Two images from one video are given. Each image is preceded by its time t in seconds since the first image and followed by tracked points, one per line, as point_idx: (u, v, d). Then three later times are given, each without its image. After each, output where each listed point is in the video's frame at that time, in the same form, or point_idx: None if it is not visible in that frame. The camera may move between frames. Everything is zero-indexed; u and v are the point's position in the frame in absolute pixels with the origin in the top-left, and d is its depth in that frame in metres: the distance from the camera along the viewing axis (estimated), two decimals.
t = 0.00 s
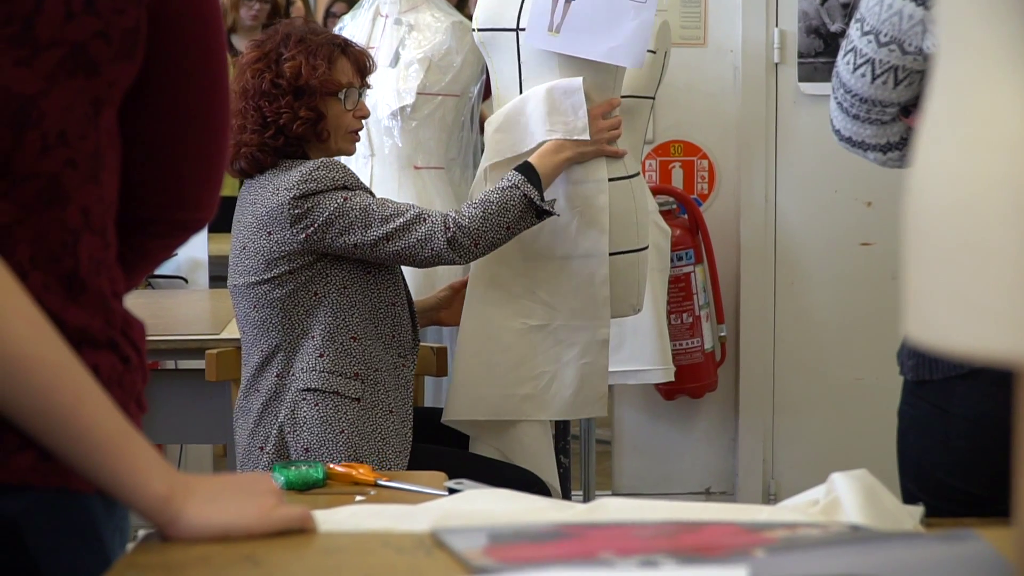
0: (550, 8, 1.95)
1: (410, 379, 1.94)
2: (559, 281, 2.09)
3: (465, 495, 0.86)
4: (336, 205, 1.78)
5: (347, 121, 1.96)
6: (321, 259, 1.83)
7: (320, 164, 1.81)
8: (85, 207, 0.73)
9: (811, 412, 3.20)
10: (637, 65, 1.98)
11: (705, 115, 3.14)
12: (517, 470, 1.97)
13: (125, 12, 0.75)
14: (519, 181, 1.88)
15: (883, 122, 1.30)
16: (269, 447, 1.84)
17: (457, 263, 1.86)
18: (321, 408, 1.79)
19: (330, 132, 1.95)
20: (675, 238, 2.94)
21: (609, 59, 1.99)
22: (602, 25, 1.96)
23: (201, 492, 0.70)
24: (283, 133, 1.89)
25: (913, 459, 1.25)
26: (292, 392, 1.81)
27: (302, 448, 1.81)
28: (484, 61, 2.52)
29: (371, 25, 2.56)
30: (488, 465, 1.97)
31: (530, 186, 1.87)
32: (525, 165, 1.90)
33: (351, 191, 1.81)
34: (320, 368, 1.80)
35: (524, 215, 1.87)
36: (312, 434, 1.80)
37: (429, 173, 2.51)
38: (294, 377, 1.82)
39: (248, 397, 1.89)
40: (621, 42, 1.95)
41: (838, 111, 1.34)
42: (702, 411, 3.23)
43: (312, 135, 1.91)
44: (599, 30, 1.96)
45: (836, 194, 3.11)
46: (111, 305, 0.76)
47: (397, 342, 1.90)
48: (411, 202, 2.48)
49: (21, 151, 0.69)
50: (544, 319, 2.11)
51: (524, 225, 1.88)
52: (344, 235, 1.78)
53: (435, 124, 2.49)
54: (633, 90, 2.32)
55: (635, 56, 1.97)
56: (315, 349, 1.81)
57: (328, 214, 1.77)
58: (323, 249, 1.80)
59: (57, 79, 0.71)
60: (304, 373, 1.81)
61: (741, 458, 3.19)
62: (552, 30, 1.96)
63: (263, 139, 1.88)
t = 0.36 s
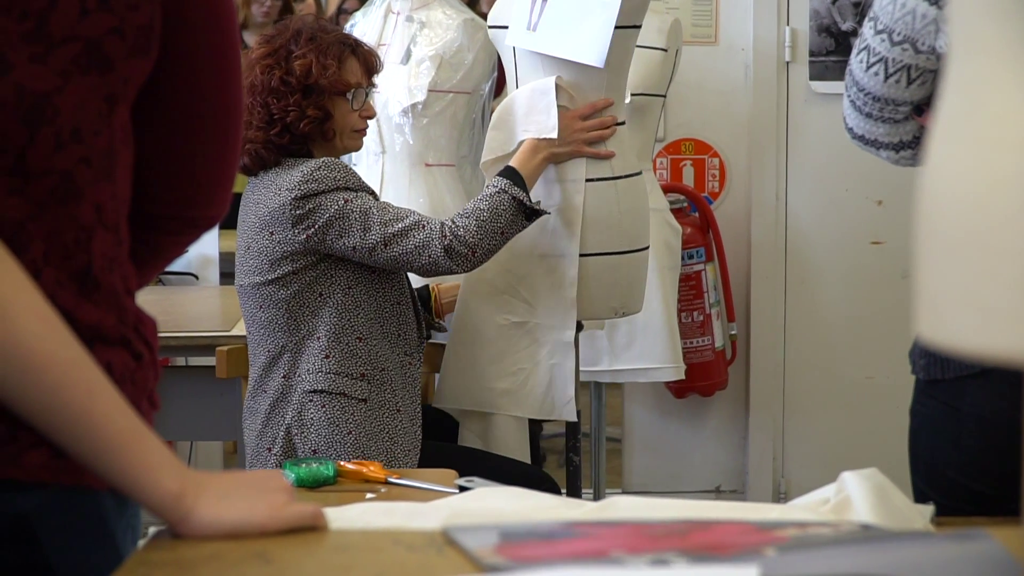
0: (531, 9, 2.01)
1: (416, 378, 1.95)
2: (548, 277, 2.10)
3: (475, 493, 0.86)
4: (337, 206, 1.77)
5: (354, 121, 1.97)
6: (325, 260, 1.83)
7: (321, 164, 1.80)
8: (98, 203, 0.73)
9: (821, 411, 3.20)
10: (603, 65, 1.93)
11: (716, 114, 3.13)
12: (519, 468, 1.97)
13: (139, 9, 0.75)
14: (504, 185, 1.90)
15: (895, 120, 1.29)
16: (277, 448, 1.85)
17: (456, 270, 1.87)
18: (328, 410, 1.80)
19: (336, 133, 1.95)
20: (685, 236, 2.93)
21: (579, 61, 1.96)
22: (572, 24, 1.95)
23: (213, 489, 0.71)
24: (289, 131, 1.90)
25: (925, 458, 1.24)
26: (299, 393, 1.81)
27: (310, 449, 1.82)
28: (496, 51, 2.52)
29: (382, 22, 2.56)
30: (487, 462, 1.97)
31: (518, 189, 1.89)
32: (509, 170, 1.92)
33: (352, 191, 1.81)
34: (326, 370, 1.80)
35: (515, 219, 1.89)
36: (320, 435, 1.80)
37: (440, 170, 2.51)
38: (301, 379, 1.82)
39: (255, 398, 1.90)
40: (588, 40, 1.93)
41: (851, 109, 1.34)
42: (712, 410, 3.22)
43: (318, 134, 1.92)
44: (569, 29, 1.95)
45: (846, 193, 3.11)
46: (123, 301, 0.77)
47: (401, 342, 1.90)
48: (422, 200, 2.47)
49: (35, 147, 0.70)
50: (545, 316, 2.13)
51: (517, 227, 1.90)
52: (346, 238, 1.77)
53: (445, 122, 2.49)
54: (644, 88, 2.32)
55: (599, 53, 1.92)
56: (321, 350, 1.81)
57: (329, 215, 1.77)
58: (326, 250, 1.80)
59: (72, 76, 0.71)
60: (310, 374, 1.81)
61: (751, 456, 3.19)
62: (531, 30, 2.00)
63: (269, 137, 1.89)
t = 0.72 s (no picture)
0: (536, 7, 2.01)
1: (418, 387, 1.95)
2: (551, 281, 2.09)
3: (480, 493, 0.86)
4: (334, 221, 1.76)
5: (356, 121, 1.98)
6: (324, 272, 1.82)
7: (319, 176, 1.78)
8: (104, 204, 0.74)
9: (827, 412, 3.20)
10: (608, 64, 1.92)
11: (722, 114, 3.13)
12: (521, 467, 1.97)
13: (145, 10, 0.75)
14: (503, 206, 1.87)
15: (904, 121, 1.29)
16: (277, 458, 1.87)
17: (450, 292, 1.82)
18: (328, 423, 1.81)
19: (340, 134, 1.96)
20: (691, 237, 2.93)
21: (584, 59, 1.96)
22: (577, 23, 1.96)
23: (218, 489, 0.71)
24: (294, 135, 1.90)
25: (931, 458, 1.24)
26: (298, 405, 1.82)
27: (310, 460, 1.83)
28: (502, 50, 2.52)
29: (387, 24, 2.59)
30: (488, 462, 1.97)
31: (514, 211, 1.85)
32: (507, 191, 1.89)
33: (349, 205, 1.79)
34: (325, 383, 1.81)
35: (512, 240, 1.85)
36: (320, 448, 1.81)
37: (446, 171, 2.51)
38: (300, 391, 1.83)
39: (257, 406, 1.91)
40: (592, 38, 1.93)
41: (859, 109, 1.34)
42: (718, 410, 3.22)
43: (323, 137, 1.93)
44: (573, 28, 1.95)
45: (852, 193, 3.10)
46: (128, 302, 0.77)
47: (400, 353, 1.90)
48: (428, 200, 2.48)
49: (41, 149, 0.70)
50: (547, 321, 2.11)
51: (512, 249, 1.86)
52: (343, 254, 1.76)
53: (451, 123, 2.49)
54: (649, 90, 2.32)
55: (602, 51, 1.91)
56: (320, 363, 1.81)
57: (326, 230, 1.76)
58: (324, 263, 1.79)
59: (78, 76, 0.71)
60: (310, 387, 1.81)
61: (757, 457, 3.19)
62: (534, 27, 2.01)
63: (276, 143, 1.89)
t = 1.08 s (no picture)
0: (543, 12, 2.00)
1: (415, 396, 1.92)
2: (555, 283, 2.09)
3: (484, 496, 0.86)
4: (319, 236, 1.72)
5: (343, 130, 1.93)
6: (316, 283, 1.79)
7: (310, 186, 1.74)
8: (109, 207, 0.74)
9: (829, 415, 3.20)
10: (620, 71, 1.93)
11: (725, 117, 3.13)
12: (526, 471, 1.97)
13: (152, 13, 0.75)
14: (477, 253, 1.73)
15: (912, 122, 1.29)
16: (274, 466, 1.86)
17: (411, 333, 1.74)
18: (319, 437, 1.78)
19: (325, 143, 1.93)
20: (694, 240, 2.93)
21: (594, 66, 1.97)
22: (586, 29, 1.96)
23: (223, 491, 0.71)
24: (273, 145, 1.89)
25: (936, 462, 1.24)
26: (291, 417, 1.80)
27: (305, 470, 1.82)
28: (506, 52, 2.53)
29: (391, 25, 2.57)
30: (493, 466, 1.96)
31: (486, 259, 1.72)
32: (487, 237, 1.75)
33: (338, 219, 1.74)
34: (318, 396, 1.79)
35: (478, 290, 1.71)
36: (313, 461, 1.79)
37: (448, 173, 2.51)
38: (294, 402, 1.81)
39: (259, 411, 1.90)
40: (603, 44, 1.94)
41: (866, 110, 1.34)
42: (720, 413, 3.22)
43: (304, 146, 1.90)
44: (583, 34, 1.96)
45: (854, 197, 3.10)
46: (131, 304, 0.77)
47: (394, 367, 1.86)
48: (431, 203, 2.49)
49: (47, 152, 0.70)
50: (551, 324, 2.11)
51: (481, 296, 1.73)
52: (325, 272, 1.72)
53: (454, 125, 2.49)
54: (652, 92, 2.33)
55: (616, 58, 1.92)
56: (314, 374, 1.79)
57: (311, 244, 1.72)
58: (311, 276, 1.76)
59: (85, 79, 0.72)
60: (303, 400, 1.79)
61: (759, 460, 3.19)
62: (542, 32, 1.99)
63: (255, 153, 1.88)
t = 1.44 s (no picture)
0: (542, 14, 2.00)
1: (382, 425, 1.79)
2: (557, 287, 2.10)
3: (487, 499, 0.86)
4: (273, 250, 1.69)
5: (329, 150, 1.88)
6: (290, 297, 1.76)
7: (286, 201, 1.73)
8: (108, 214, 0.74)
9: (833, 417, 3.20)
10: (618, 72, 1.93)
11: (727, 119, 3.12)
12: (531, 474, 1.98)
13: (152, 19, 0.76)
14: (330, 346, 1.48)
15: (917, 124, 1.26)
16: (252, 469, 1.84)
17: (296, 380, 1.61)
18: (274, 450, 1.74)
19: (313, 162, 1.90)
20: (696, 242, 2.92)
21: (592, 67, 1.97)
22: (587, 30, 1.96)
23: (223, 495, 0.71)
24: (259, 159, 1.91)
25: (938, 463, 1.24)
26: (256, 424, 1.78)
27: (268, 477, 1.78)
28: (507, 55, 2.53)
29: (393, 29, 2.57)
30: (497, 467, 1.97)
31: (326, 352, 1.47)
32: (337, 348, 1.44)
33: (297, 236, 1.69)
34: (274, 408, 1.74)
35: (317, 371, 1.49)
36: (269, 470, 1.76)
37: (450, 176, 2.52)
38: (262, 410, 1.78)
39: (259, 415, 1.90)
40: (603, 45, 1.94)
41: (872, 112, 1.30)
42: (722, 416, 3.21)
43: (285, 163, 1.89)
44: (582, 35, 1.95)
45: (856, 198, 3.11)
46: (130, 310, 0.77)
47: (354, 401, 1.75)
48: (433, 205, 2.49)
49: (47, 158, 0.70)
50: (554, 328, 2.11)
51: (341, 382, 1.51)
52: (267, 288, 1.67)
53: (456, 129, 2.50)
54: (654, 95, 2.34)
55: (613, 59, 1.92)
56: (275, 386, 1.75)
57: (268, 256, 1.70)
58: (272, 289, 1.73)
59: (85, 86, 0.72)
60: (263, 408, 1.76)
61: (762, 462, 3.18)
62: (542, 34, 2.00)
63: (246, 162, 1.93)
